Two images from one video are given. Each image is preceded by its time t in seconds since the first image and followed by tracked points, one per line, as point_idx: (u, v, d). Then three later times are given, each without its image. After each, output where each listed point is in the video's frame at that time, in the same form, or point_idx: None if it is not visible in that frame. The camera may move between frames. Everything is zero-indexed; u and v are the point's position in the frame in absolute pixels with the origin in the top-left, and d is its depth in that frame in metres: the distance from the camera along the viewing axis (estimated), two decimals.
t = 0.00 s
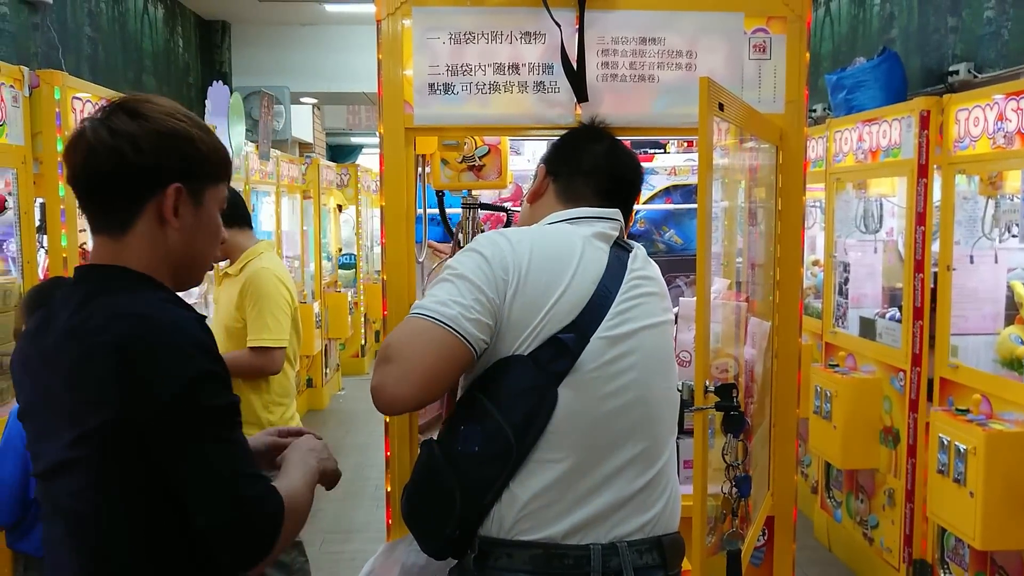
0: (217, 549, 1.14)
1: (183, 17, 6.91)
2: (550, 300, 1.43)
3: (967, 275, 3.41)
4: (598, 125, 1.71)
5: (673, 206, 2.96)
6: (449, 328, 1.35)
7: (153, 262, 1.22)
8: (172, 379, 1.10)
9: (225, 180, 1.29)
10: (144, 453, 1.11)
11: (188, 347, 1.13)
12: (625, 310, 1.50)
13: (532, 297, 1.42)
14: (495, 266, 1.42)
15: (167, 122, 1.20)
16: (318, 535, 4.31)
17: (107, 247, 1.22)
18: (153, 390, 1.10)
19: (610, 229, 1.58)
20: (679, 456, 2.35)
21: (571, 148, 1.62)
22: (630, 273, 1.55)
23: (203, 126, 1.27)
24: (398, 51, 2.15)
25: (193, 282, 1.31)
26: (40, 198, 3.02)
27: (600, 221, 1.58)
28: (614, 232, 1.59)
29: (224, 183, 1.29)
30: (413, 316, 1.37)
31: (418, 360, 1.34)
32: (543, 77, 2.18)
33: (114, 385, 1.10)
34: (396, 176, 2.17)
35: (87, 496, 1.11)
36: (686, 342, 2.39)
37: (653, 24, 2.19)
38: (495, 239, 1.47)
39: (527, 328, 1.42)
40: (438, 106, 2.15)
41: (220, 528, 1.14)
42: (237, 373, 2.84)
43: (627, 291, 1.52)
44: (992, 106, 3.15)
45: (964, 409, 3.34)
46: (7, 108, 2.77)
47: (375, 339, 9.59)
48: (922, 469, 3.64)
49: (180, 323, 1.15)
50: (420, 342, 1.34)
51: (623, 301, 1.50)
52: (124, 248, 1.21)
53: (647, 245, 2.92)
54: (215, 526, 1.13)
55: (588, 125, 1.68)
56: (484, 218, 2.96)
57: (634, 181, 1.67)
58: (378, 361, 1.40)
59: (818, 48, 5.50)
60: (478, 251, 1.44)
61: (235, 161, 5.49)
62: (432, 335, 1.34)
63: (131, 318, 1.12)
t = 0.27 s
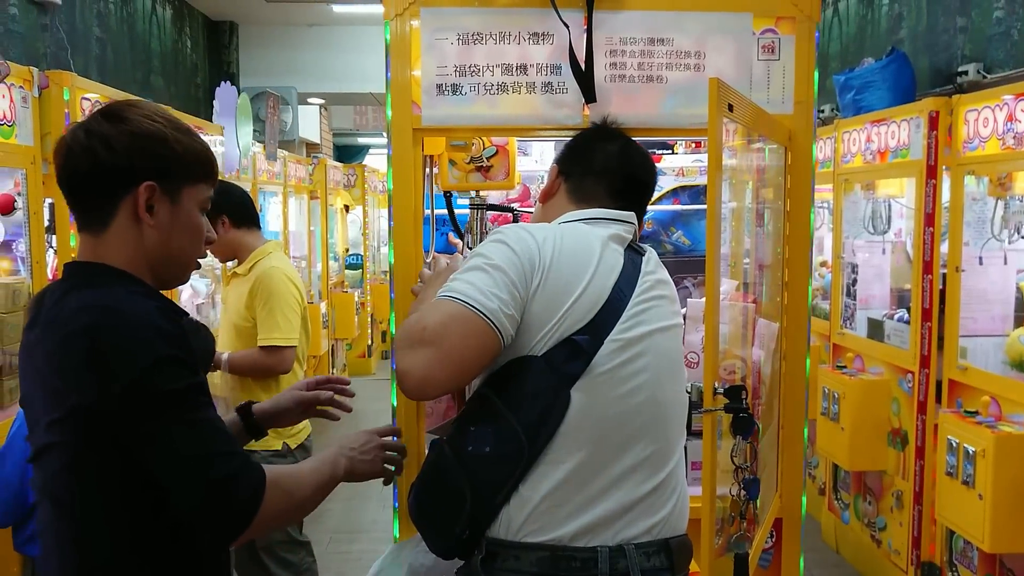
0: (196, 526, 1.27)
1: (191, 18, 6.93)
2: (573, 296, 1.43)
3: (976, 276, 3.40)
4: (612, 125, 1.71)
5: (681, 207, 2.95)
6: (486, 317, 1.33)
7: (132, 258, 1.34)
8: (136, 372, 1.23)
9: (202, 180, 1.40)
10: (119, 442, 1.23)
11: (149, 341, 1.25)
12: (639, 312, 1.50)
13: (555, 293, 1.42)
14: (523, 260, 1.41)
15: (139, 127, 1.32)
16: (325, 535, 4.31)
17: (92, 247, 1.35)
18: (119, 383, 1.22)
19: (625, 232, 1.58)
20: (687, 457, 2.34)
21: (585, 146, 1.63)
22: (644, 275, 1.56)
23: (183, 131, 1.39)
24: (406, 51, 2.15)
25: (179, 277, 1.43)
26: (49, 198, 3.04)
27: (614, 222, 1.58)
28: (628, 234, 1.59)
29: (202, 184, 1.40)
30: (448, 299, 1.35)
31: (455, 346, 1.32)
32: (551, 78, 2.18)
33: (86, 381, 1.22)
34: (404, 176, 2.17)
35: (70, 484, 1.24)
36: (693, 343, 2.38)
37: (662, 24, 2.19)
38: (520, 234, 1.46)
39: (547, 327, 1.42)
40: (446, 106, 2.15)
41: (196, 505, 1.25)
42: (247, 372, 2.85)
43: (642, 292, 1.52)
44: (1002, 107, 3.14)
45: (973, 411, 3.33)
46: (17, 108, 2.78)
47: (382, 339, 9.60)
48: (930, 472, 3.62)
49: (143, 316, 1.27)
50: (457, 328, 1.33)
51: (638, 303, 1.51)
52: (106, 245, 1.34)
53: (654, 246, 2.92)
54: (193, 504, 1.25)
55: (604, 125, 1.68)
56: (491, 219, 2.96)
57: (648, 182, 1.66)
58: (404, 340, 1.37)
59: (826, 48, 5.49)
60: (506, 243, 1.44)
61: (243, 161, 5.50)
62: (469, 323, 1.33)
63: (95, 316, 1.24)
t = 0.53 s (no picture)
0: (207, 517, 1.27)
1: (195, 18, 6.94)
2: (588, 293, 1.43)
3: (982, 277, 3.39)
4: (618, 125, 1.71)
5: (685, 207, 2.95)
6: (514, 313, 1.32)
7: (133, 256, 1.34)
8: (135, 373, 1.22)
9: (202, 176, 1.39)
10: (122, 441, 1.24)
11: (147, 340, 1.24)
12: (648, 313, 1.50)
13: (572, 290, 1.42)
14: (545, 256, 1.40)
15: (135, 124, 1.31)
16: (329, 535, 4.31)
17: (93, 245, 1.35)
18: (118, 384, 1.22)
19: (633, 233, 1.58)
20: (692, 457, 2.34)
21: (590, 147, 1.62)
22: (652, 276, 1.56)
23: (183, 127, 1.38)
24: (411, 51, 2.15)
25: (183, 272, 1.42)
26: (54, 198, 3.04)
27: (623, 224, 1.58)
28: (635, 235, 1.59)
29: (202, 180, 1.39)
30: (480, 291, 1.32)
31: (486, 341, 1.31)
32: (557, 78, 2.18)
33: (87, 382, 1.23)
34: (409, 176, 2.17)
35: (78, 481, 1.26)
36: (698, 343, 2.38)
37: (667, 24, 2.19)
38: (536, 229, 1.45)
39: (562, 325, 1.42)
40: (452, 106, 2.15)
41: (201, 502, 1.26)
42: (252, 369, 2.85)
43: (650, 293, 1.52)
44: (1007, 107, 3.13)
45: (978, 411, 3.32)
46: (22, 108, 2.78)
47: (385, 339, 9.60)
48: (935, 472, 3.61)
49: (141, 315, 1.26)
50: (490, 323, 1.30)
51: (647, 304, 1.51)
52: (107, 245, 1.34)
53: (659, 246, 2.91)
54: (197, 501, 1.25)
55: (609, 124, 1.68)
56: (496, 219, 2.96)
57: (653, 181, 1.66)
58: (431, 329, 1.34)
59: (830, 48, 5.48)
60: (526, 237, 1.42)
61: (247, 161, 5.51)
62: (501, 318, 1.31)
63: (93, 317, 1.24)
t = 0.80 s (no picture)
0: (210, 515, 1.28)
1: (199, 16, 6.95)
2: (597, 290, 1.43)
3: (986, 275, 3.38)
4: (619, 124, 1.71)
5: (689, 205, 2.95)
6: (534, 313, 1.32)
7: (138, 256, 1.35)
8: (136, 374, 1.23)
9: (207, 176, 1.38)
10: (124, 444, 1.24)
11: (147, 340, 1.25)
12: (651, 312, 1.50)
13: (582, 289, 1.42)
14: (557, 255, 1.39)
15: (140, 124, 1.32)
16: (332, 532, 4.32)
17: (99, 244, 1.36)
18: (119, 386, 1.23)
19: (635, 233, 1.59)
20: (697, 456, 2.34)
21: (592, 145, 1.63)
22: (655, 275, 1.56)
23: (190, 127, 1.38)
24: (416, 51, 2.15)
25: (188, 272, 1.42)
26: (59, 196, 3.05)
27: (626, 223, 1.58)
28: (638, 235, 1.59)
29: (208, 180, 1.39)
30: (503, 293, 1.31)
31: (513, 342, 1.30)
32: (561, 76, 2.18)
33: (88, 385, 1.23)
34: (413, 175, 2.17)
35: (83, 483, 1.27)
36: (702, 342, 2.38)
37: (672, 22, 2.19)
38: (543, 229, 1.44)
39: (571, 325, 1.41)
40: (456, 105, 2.15)
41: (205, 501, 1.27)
42: (255, 363, 2.82)
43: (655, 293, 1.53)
44: (1012, 105, 3.13)
45: (982, 410, 3.32)
46: (27, 106, 2.79)
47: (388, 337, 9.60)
48: (939, 471, 3.61)
49: (141, 317, 1.27)
50: (516, 324, 1.30)
51: (650, 303, 1.51)
52: (113, 244, 1.35)
53: (663, 244, 2.91)
54: (200, 499, 1.26)
55: (610, 124, 1.68)
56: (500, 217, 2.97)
57: (655, 180, 1.66)
58: (457, 331, 1.31)
59: (835, 46, 5.47)
60: (535, 237, 1.41)
61: (251, 159, 5.51)
62: (524, 319, 1.31)
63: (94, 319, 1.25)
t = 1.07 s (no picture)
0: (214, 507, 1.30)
1: (206, 15, 6.96)
2: (597, 289, 1.44)
3: (993, 275, 3.37)
4: (619, 122, 1.70)
5: (695, 204, 2.95)
6: (535, 317, 1.33)
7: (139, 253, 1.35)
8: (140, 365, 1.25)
9: (213, 178, 1.39)
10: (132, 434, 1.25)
11: (152, 332, 1.26)
12: (652, 310, 1.50)
13: (582, 288, 1.42)
14: (555, 255, 1.40)
15: (147, 123, 1.32)
16: (338, 529, 4.33)
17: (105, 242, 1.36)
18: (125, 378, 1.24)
19: (636, 230, 1.59)
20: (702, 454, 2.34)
21: (589, 143, 1.62)
22: (657, 273, 1.56)
23: (198, 127, 1.39)
24: (422, 48, 2.16)
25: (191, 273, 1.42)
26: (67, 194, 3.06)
27: (626, 221, 1.58)
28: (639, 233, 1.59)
29: (213, 181, 1.39)
30: (502, 296, 1.31)
31: (514, 345, 1.31)
32: (567, 74, 2.18)
33: (90, 382, 1.24)
34: (418, 173, 2.18)
35: (85, 480, 1.27)
36: (707, 340, 2.38)
37: (678, 21, 2.18)
38: (544, 228, 1.44)
39: (572, 324, 1.42)
40: (462, 103, 2.16)
41: (212, 488, 1.28)
42: (263, 358, 2.81)
43: (655, 290, 1.53)
44: (1020, 104, 3.11)
45: (989, 410, 3.31)
46: (35, 105, 2.80)
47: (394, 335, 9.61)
48: (945, 470, 3.60)
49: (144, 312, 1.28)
50: (516, 328, 1.31)
51: (651, 300, 1.51)
52: (117, 241, 1.35)
53: (668, 243, 2.91)
54: (205, 491, 1.28)
55: (609, 122, 1.67)
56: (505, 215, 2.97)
57: (655, 177, 1.65)
58: (457, 336, 1.31)
59: (842, 44, 5.46)
60: (534, 237, 1.41)
61: (258, 158, 5.52)
62: (524, 321, 1.32)
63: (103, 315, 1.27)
